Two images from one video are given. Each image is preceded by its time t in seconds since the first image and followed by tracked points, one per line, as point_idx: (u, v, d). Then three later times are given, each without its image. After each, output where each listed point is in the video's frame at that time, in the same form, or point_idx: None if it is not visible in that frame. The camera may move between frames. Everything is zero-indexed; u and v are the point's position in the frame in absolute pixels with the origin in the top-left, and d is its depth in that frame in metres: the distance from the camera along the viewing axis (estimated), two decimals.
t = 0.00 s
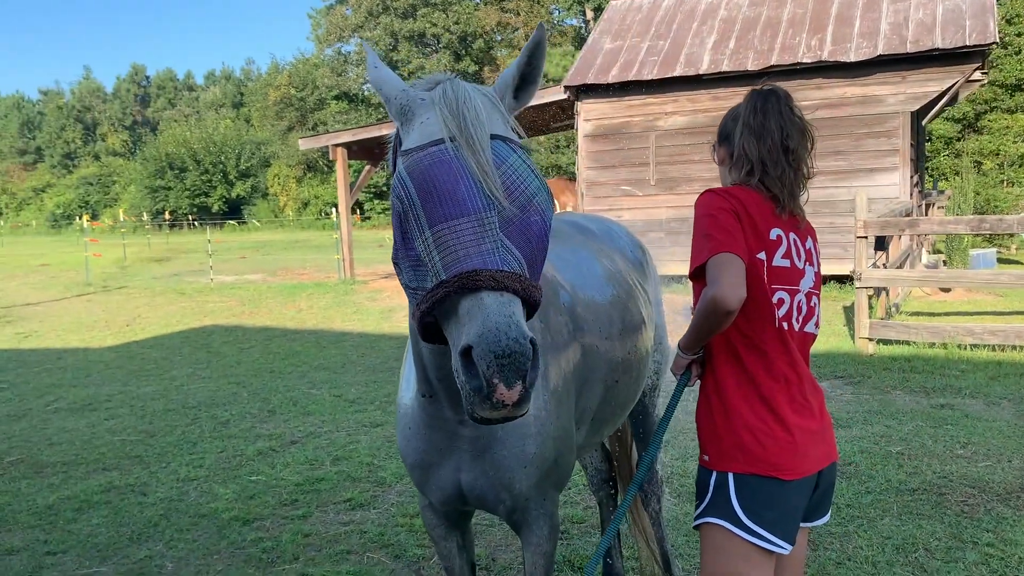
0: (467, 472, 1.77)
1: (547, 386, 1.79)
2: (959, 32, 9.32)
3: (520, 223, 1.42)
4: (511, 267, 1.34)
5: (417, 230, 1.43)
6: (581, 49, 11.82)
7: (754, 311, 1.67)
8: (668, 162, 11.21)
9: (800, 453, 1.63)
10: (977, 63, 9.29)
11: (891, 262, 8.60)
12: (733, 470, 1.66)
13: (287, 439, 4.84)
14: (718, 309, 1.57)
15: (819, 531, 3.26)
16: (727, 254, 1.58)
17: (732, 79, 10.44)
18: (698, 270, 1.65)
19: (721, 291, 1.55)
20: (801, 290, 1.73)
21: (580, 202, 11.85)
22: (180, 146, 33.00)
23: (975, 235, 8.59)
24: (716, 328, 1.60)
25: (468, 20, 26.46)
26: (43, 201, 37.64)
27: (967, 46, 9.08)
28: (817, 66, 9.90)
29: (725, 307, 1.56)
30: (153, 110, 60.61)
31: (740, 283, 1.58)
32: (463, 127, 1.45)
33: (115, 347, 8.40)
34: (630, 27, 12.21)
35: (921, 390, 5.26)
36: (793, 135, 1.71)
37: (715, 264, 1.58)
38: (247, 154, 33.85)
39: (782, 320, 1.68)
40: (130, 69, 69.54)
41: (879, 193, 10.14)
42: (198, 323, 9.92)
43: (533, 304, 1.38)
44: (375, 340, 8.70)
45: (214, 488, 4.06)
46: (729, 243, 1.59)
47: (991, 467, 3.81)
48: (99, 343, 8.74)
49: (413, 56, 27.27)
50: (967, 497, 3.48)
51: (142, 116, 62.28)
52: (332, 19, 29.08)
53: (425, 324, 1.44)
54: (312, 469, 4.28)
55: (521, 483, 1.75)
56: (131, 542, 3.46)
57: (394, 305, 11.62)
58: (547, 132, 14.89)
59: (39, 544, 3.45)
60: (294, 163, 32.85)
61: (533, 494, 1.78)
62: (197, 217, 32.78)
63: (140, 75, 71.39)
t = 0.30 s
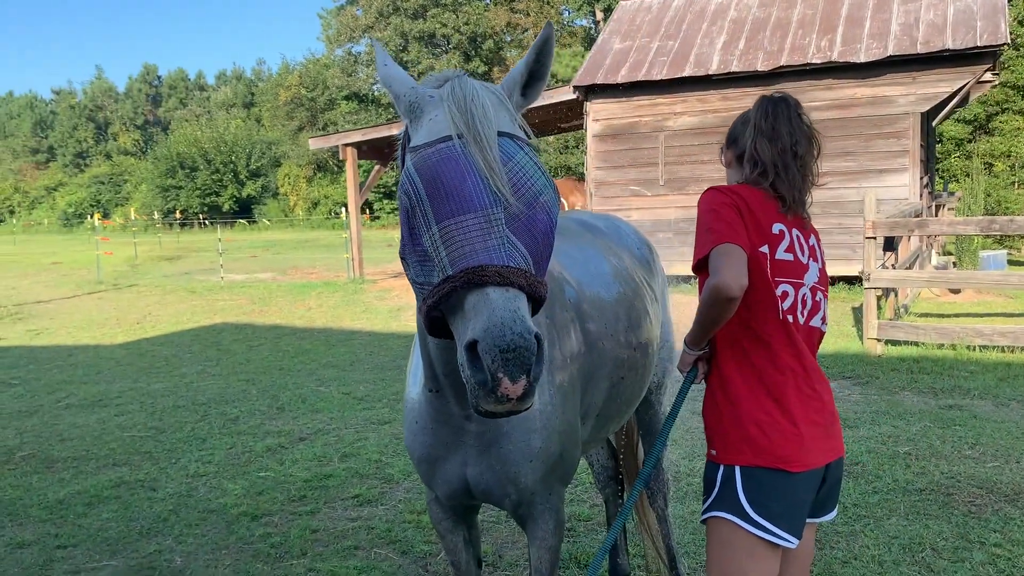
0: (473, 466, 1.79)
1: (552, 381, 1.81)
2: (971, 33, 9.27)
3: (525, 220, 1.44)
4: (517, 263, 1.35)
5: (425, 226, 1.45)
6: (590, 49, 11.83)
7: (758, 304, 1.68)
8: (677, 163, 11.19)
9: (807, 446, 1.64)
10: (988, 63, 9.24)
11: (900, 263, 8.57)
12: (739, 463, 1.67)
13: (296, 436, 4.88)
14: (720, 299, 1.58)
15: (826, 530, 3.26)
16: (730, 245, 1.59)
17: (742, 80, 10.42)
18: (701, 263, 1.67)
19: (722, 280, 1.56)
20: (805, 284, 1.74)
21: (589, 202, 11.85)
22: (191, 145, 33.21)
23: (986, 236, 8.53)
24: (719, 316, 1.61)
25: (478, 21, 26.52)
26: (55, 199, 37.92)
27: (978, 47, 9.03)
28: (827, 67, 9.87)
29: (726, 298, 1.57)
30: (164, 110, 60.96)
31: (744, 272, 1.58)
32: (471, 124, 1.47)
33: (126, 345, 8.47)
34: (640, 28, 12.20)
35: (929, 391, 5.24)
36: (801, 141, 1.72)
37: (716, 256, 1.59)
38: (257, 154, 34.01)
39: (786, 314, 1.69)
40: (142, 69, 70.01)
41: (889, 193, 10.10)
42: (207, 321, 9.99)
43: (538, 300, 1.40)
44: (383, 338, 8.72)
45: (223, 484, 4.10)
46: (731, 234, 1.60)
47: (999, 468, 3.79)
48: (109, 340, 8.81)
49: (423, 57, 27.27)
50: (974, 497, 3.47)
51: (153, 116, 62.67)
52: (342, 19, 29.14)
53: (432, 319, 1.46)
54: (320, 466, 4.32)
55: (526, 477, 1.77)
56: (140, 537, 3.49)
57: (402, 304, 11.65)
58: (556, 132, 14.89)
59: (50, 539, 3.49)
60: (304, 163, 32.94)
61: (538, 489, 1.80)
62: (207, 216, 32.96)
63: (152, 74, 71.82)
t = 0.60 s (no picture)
0: (483, 460, 1.81)
1: (562, 375, 1.82)
2: (982, 31, 9.21)
3: (540, 216, 1.46)
4: (531, 258, 1.37)
5: (440, 221, 1.46)
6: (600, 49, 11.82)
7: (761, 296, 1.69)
8: (687, 162, 11.17)
9: (815, 440, 1.64)
10: (1001, 62, 9.17)
11: (911, 262, 8.52)
12: (745, 457, 1.68)
13: (306, 434, 4.91)
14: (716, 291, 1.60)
15: (835, 528, 3.24)
16: (726, 238, 1.61)
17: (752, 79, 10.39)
18: (700, 257, 1.69)
19: (716, 267, 1.59)
20: (810, 275, 1.74)
21: (598, 201, 11.84)
22: (202, 146, 33.40)
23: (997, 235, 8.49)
24: (717, 305, 1.63)
25: (488, 21, 26.59)
26: (67, 199, 38.23)
27: (990, 45, 8.97)
28: (838, 66, 9.82)
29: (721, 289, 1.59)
30: (175, 110, 61.36)
31: (738, 260, 1.61)
32: (485, 119, 1.49)
33: (138, 343, 8.54)
34: (650, 27, 12.19)
35: (941, 390, 5.21)
36: (806, 148, 1.73)
37: (711, 248, 1.62)
38: (268, 154, 34.18)
39: (794, 306, 1.70)
40: (154, 69, 70.50)
41: (900, 192, 10.05)
42: (218, 320, 10.05)
43: (552, 295, 1.41)
44: (393, 337, 8.75)
45: (234, 481, 4.14)
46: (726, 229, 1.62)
47: (1010, 467, 3.77)
48: (122, 339, 8.89)
49: (433, 57, 27.29)
50: (985, 496, 3.46)
51: (164, 116, 63.07)
52: (352, 19, 29.23)
53: (446, 314, 1.48)
54: (330, 463, 4.34)
55: (535, 471, 1.79)
56: (152, 533, 3.53)
57: (412, 303, 11.68)
58: (566, 131, 14.88)
59: (63, 534, 3.53)
60: (315, 164, 33.05)
61: (547, 483, 1.82)
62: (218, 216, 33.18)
63: (163, 75, 72.23)
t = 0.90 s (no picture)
0: (489, 453, 1.83)
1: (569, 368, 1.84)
2: (988, 26, 9.17)
3: (551, 210, 1.47)
4: (543, 252, 1.38)
5: (452, 217, 1.48)
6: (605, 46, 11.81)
7: (761, 292, 1.72)
8: (692, 158, 11.16)
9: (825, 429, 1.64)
10: (1006, 56, 9.13)
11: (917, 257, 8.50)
12: (757, 449, 1.69)
13: (314, 430, 4.94)
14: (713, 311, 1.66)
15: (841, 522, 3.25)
16: (717, 260, 1.68)
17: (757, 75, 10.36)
18: (694, 283, 1.74)
19: (718, 300, 1.65)
20: (808, 268, 1.79)
21: (603, 198, 11.84)
22: (208, 145, 33.51)
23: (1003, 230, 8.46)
24: (718, 332, 1.68)
25: (492, 18, 26.59)
26: (74, 199, 38.40)
27: (996, 40, 8.94)
28: (843, 61, 9.80)
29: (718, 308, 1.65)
30: (180, 109, 61.52)
31: (733, 287, 1.67)
32: (496, 115, 1.50)
33: (145, 341, 8.59)
34: (655, 23, 12.17)
35: (947, 385, 5.20)
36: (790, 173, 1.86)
37: (706, 272, 1.68)
38: (273, 153, 34.26)
39: (796, 299, 1.73)
40: (159, 69, 70.73)
41: (906, 187, 10.01)
42: (225, 318, 10.09)
43: (563, 288, 1.43)
44: (399, 334, 8.78)
45: (242, 477, 4.17)
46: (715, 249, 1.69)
47: (1016, 461, 3.78)
48: (129, 337, 8.94)
49: (438, 54, 27.29)
50: (991, 490, 3.46)
51: (170, 116, 63.25)
52: (357, 17, 29.26)
53: (457, 309, 1.49)
54: (338, 459, 4.37)
55: (541, 463, 1.81)
56: (161, 528, 3.56)
57: (417, 300, 11.71)
58: (570, 128, 14.87)
59: (73, 529, 3.56)
60: (320, 162, 33.10)
61: (554, 475, 1.84)
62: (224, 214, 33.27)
63: (169, 74, 72.45)
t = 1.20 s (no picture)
0: (488, 441, 1.86)
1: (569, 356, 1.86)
2: (988, 14, 9.14)
3: (555, 200, 1.49)
4: (547, 242, 1.39)
5: (456, 207, 1.49)
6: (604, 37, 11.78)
7: (748, 290, 1.76)
8: (691, 150, 11.15)
9: (827, 413, 1.63)
10: (1006, 45, 9.11)
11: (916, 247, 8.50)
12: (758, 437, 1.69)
13: (316, 423, 4.96)
14: (700, 323, 1.71)
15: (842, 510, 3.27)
16: (697, 282, 1.74)
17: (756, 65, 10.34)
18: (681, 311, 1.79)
19: (702, 315, 1.70)
20: (793, 266, 1.85)
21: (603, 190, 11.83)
22: (207, 139, 33.46)
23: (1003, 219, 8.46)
24: (707, 346, 1.71)
25: (490, 10, 26.50)
26: (73, 194, 38.37)
27: (995, 29, 8.91)
28: (842, 51, 9.78)
29: (702, 319, 1.70)
30: (179, 104, 61.40)
31: (716, 304, 1.72)
32: (500, 105, 1.51)
33: (147, 335, 8.62)
34: (653, 15, 12.13)
35: (947, 374, 5.21)
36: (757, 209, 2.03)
37: (689, 295, 1.74)
38: (272, 147, 34.22)
39: (787, 291, 1.77)
40: (158, 64, 70.56)
41: (905, 177, 10.01)
42: (226, 312, 10.11)
43: (568, 277, 1.44)
44: (400, 327, 8.79)
45: (245, 469, 4.19)
46: (692, 270, 1.76)
47: (1015, 449, 3.79)
48: (131, 331, 8.96)
49: (436, 47, 27.20)
50: (990, 477, 3.48)
51: (168, 111, 63.13)
52: (354, 10, 29.16)
53: (462, 298, 1.51)
54: (340, 451, 4.40)
55: (538, 451, 1.83)
56: (166, 520, 3.58)
57: (418, 294, 11.72)
58: (570, 121, 14.85)
59: (78, 522, 3.59)
60: (319, 156, 33.03)
61: (553, 462, 1.86)
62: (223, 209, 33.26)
63: (167, 69, 72.23)
